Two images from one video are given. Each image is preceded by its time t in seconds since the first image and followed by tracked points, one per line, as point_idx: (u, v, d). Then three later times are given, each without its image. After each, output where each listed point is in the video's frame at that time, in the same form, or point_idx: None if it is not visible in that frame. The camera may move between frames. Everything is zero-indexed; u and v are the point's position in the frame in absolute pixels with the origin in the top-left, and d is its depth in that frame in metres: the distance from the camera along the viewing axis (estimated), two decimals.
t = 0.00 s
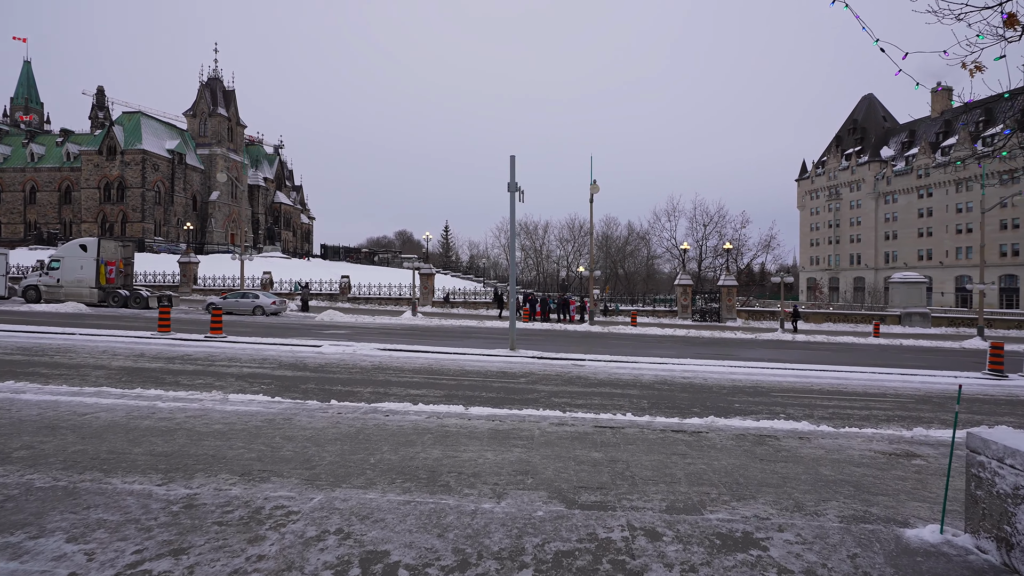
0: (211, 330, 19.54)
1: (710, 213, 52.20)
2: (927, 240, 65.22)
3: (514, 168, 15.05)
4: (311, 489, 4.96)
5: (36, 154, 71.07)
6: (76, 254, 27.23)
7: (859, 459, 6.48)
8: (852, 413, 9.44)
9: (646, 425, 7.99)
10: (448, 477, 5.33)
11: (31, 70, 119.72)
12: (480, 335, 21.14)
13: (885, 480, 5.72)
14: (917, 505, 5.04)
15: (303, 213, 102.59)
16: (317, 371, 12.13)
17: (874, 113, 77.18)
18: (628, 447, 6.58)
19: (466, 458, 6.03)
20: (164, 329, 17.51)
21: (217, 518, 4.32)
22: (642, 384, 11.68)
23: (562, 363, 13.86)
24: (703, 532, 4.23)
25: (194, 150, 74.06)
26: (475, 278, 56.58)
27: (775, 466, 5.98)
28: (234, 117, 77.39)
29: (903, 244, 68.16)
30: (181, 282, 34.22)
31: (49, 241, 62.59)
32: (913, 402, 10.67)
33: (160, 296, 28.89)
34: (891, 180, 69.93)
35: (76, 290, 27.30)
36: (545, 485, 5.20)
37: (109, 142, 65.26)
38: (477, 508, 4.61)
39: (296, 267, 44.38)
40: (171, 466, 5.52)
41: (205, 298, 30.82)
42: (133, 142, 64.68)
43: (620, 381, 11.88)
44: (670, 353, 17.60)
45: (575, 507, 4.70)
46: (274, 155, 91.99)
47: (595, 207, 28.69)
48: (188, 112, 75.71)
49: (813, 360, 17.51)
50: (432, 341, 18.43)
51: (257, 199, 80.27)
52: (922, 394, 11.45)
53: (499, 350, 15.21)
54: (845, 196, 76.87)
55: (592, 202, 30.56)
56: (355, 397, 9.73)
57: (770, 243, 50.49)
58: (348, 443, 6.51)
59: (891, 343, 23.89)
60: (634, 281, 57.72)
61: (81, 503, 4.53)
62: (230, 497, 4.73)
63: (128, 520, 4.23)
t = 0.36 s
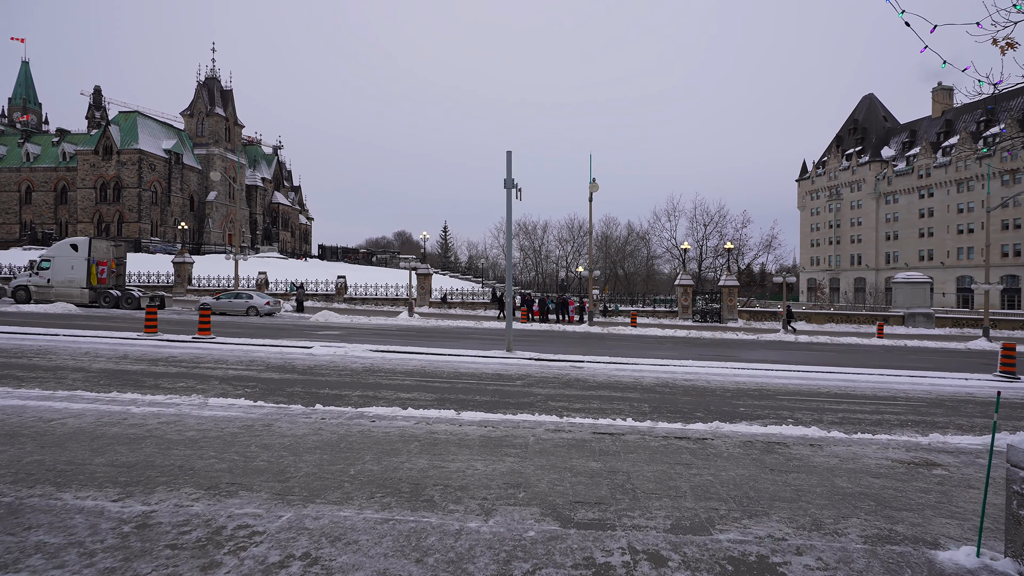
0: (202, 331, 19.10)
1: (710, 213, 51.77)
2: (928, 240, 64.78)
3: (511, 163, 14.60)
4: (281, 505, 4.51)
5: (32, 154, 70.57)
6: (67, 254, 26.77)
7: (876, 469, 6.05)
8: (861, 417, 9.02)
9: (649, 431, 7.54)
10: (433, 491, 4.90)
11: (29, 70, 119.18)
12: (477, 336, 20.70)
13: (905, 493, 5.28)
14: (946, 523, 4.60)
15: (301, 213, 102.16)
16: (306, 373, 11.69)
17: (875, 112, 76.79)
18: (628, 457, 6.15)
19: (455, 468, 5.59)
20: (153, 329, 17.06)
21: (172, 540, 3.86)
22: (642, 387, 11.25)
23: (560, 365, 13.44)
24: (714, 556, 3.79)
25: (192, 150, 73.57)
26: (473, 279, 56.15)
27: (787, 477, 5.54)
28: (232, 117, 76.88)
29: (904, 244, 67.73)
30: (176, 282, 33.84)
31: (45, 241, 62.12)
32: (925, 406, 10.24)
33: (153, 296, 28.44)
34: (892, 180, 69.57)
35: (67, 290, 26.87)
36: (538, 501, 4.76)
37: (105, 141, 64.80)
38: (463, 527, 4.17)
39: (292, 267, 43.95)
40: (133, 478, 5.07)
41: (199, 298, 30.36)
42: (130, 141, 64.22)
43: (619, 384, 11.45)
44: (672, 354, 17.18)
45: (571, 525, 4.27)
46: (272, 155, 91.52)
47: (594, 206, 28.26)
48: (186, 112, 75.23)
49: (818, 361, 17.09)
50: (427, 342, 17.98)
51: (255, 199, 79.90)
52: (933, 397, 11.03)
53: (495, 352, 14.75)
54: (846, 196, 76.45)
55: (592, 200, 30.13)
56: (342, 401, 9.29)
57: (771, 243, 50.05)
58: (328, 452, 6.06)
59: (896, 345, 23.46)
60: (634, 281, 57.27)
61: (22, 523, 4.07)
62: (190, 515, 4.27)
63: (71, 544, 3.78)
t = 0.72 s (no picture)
0: (160, 335, 18.20)
1: (685, 214, 52.13)
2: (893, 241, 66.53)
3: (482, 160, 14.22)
4: (215, 531, 4.03)
5: None
6: (16, 254, 25.37)
7: (855, 474, 5.87)
8: (836, 419, 8.90)
9: (623, 437, 7.23)
10: (388, 510, 4.49)
11: None
12: (449, 337, 20.23)
13: (887, 501, 5.08)
14: (930, 534, 4.39)
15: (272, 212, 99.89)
16: (267, 379, 11.07)
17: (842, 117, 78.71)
18: (603, 467, 5.81)
19: (418, 484, 5.17)
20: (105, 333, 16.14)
21: None
22: (616, 390, 10.95)
23: (533, 368, 13.10)
24: None
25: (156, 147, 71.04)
26: (448, 279, 55.61)
27: (767, 487, 5.29)
28: (199, 113, 74.56)
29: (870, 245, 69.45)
30: (137, 283, 32.52)
31: None
32: (899, 406, 10.20)
33: (111, 298, 27.23)
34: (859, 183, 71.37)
35: (16, 292, 25.47)
36: (503, 519, 4.38)
37: (63, 137, 62.11)
38: (419, 553, 3.77)
39: (260, 267, 42.66)
40: (48, 504, 4.50)
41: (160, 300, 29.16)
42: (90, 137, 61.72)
43: (593, 387, 11.15)
44: (646, 356, 17.01)
45: (537, 548, 3.89)
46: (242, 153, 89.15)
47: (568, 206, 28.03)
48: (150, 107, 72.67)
49: (791, 361, 17.14)
50: (398, 345, 17.46)
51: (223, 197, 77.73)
52: (905, 397, 11.03)
53: (467, 354, 14.34)
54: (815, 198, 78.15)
55: (567, 200, 29.89)
56: (300, 409, 8.76)
57: (744, 244, 50.62)
58: (279, 466, 5.56)
59: (865, 343, 23.81)
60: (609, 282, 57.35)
61: None
62: (107, 546, 3.76)
63: None
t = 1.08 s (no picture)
0: (103, 336, 17.12)
1: (651, 214, 52.73)
2: (848, 241, 68.94)
3: (446, 154, 13.79)
4: (128, 554, 3.55)
5: None
6: None
7: (822, 470, 5.76)
8: (801, 414, 8.88)
9: (589, 437, 6.98)
10: (332, 524, 4.09)
11: None
12: (414, 336, 19.71)
13: (855, 497, 4.97)
14: (900, 531, 4.27)
15: (233, 210, 96.63)
16: (216, 382, 10.42)
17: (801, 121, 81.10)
18: (567, 470, 5.52)
19: (368, 493, 4.78)
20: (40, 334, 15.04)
21: None
22: (582, 388, 10.71)
23: (499, 367, 12.77)
24: None
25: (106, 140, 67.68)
26: (415, 278, 54.82)
27: (734, 486, 5.11)
28: (153, 106, 71.34)
29: (828, 244, 71.79)
30: (82, 283, 30.82)
31: None
32: (859, 400, 10.31)
33: (52, 298, 25.61)
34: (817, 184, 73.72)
35: None
36: (458, 531, 4.03)
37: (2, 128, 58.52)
38: (360, 572, 3.40)
39: (217, 266, 41.06)
40: None
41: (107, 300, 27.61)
42: (33, 129, 58.34)
43: (559, 386, 10.91)
44: (614, 353, 16.89)
45: (492, 562, 3.56)
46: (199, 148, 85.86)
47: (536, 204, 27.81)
48: (99, 99, 69.22)
49: (754, 357, 17.34)
50: (360, 345, 16.87)
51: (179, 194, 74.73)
52: (865, 391, 11.18)
53: (431, 353, 13.90)
54: (775, 199, 80.30)
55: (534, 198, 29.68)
56: (249, 414, 8.19)
57: (709, 242, 51.49)
58: (214, 476, 5.07)
59: (824, 339, 24.39)
60: (577, 281, 57.49)
61: None
62: None
63: None
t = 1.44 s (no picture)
0: (79, 337, 16.55)
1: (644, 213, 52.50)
2: (840, 241, 69.07)
3: (434, 148, 13.37)
4: None
5: None
6: None
7: (824, 477, 5.43)
8: (799, 417, 8.55)
9: (579, 442, 6.60)
10: (291, 544, 3.70)
11: None
12: (402, 337, 19.28)
13: (861, 509, 4.63)
14: (914, 547, 3.93)
15: (222, 210, 95.60)
16: (190, 385, 9.96)
17: (793, 121, 81.26)
18: (553, 479, 5.16)
19: (336, 507, 4.37)
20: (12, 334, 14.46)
21: None
22: (572, 390, 10.35)
23: (487, 368, 12.39)
24: None
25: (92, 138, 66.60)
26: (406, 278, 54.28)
27: (733, 497, 4.76)
28: (140, 104, 70.18)
29: (819, 244, 71.93)
30: (63, 283, 30.13)
31: None
32: (858, 401, 10.00)
33: (30, 298, 24.91)
34: (808, 184, 73.90)
35: None
36: (431, 552, 3.64)
37: None
38: None
39: (204, 266, 40.33)
40: None
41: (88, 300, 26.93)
42: (16, 126, 57.29)
43: (549, 387, 10.53)
44: (606, 353, 16.55)
45: None
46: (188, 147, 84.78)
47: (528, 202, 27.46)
48: (85, 96, 68.12)
49: (749, 357, 17.07)
50: (346, 345, 16.43)
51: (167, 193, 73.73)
52: (862, 391, 10.90)
53: (418, 355, 13.48)
54: (768, 199, 80.39)
55: (526, 196, 29.31)
56: (221, 418, 7.76)
57: (701, 242, 51.29)
58: (169, 490, 4.64)
59: (818, 338, 24.20)
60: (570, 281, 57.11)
61: None
62: None
63: None
